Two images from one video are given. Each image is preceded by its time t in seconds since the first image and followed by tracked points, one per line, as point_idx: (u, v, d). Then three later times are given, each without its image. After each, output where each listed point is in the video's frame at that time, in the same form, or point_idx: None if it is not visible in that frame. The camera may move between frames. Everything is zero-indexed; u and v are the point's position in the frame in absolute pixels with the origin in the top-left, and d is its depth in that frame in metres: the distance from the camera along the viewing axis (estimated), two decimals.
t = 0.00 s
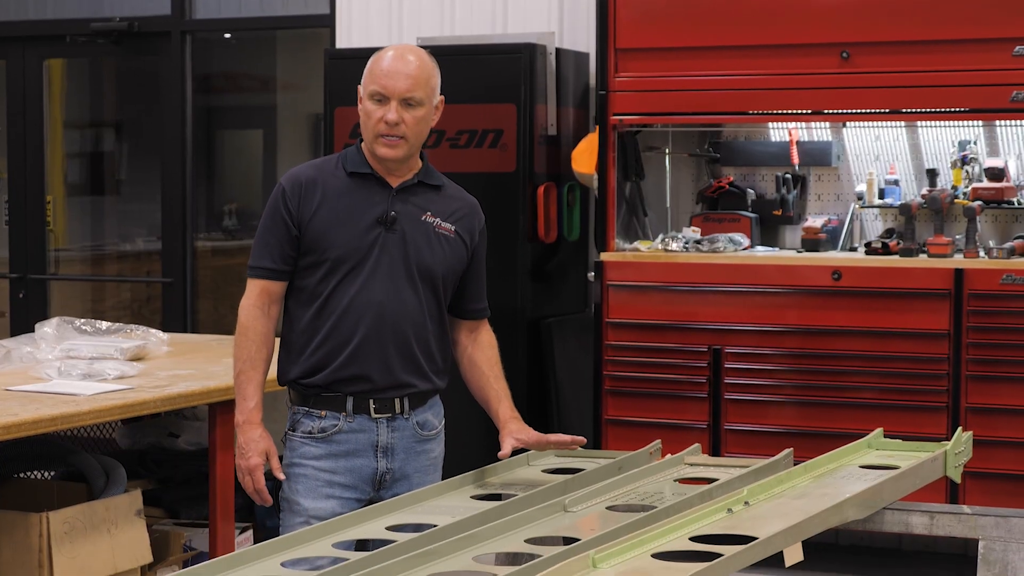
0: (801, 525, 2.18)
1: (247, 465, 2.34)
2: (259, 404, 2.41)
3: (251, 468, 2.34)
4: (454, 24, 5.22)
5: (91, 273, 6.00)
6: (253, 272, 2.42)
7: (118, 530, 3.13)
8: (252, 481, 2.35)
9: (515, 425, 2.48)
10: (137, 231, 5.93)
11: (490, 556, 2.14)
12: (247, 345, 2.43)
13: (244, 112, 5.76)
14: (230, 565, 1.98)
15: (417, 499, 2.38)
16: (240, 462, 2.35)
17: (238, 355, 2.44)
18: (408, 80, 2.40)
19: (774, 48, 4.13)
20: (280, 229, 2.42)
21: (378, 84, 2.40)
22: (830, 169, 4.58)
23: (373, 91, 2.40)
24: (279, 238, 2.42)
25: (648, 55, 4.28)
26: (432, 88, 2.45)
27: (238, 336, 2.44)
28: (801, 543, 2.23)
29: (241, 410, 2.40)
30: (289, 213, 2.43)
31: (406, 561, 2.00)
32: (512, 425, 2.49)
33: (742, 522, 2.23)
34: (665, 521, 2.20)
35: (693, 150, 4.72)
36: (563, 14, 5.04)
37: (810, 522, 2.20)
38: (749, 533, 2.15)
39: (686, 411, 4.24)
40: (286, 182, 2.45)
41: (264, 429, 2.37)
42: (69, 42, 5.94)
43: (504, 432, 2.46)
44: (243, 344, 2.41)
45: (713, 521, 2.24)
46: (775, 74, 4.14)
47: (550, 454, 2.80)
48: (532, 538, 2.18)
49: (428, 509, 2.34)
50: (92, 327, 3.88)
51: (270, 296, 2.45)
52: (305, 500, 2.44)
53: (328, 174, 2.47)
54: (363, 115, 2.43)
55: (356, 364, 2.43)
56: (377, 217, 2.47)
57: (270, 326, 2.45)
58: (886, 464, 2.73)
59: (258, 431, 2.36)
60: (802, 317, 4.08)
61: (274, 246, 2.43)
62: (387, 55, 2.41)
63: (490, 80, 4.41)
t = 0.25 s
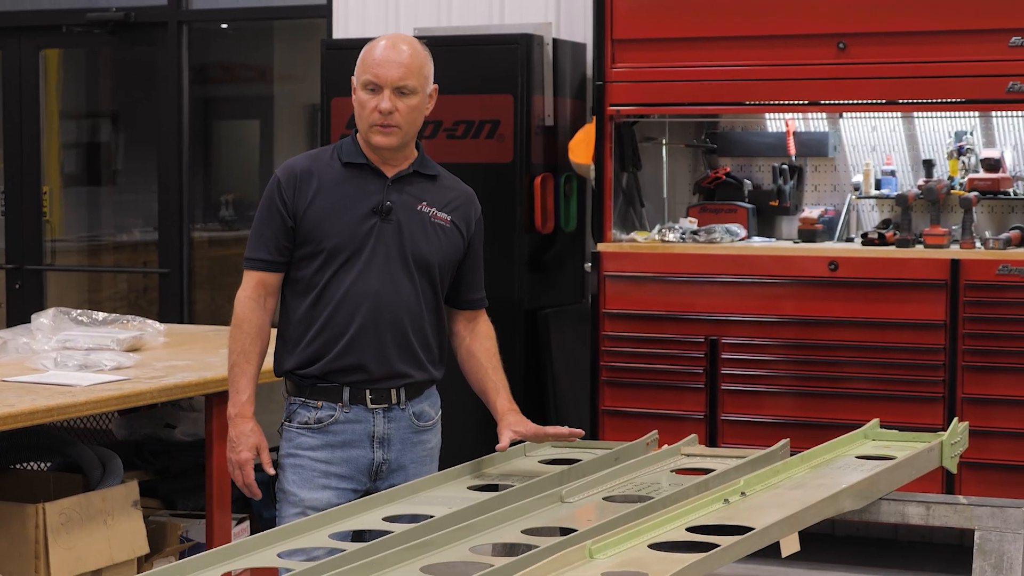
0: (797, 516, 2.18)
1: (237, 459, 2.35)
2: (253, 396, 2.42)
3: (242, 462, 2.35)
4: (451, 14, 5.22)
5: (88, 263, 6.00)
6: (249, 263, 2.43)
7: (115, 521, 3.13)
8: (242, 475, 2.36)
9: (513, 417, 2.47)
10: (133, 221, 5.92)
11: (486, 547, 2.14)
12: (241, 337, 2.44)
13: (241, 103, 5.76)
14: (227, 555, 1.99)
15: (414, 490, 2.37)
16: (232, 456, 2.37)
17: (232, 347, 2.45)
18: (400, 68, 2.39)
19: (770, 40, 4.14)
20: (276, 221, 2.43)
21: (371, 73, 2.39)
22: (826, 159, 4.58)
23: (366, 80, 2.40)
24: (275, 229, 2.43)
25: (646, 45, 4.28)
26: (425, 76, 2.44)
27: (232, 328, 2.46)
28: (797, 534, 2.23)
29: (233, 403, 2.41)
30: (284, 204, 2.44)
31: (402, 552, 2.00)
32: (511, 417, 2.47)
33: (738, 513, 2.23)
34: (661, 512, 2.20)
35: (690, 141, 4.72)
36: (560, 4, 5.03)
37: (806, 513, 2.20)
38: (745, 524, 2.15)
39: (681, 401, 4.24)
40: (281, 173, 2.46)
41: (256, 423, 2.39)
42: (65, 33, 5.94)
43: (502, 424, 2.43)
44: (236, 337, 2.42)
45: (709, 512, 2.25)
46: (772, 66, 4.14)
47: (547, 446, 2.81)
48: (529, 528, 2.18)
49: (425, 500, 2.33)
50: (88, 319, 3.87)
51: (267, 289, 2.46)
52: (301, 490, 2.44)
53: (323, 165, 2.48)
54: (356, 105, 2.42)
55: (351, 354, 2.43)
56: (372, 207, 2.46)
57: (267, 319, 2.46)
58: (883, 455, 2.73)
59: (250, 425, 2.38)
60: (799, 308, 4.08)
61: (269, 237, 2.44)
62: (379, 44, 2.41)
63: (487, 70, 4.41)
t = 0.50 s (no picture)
0: (792, 512, 2.18)
1: (229, 457, 2.38)
2: (246, 394, 2.43)
3: (233, 459, 2.39)
4: (444, 10, 5.22)
5: (81, 259, 5.99)
6: (244, 260, 2.43)
7: (108, 518, 3.12)
8: (233, 471, 2.40)
9: (509, 434, 2.49)
10: (127, 217, 5.91)
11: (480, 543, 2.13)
12: (235, 334, 2.45)
13: (234, 98, 5.75)
14: (221, 551, 1.98)
15: (407, 486, 2.37)
16: (223, 453, 2.40)
17: (226, 344, 2.46)
18: (397, 66, 2.38)
19: (764, 36, 4.14)
20: (270, 217, 2.43)
21: (367, 70, 2.38)
22: (820, 155, 4.60)
23: (361, 77, 2.39)
24: (269, 226, 2.43)
25: (639, 41, 4.28)
26: (421, 73, 2.43)
27: (226, 324, 2.46)
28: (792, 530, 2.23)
29: (225, 400, 2.42)
30: (278, 200, 2.43)
31: (396, 548, 1.99)
32: (507, 433, 2.50)
33: (732, 509, 2.22)
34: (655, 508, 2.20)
35: (683, 137, 4.72)
36: None
37: (800, 508, 2.20)
38: (739, 520, 2.14)
39: (674, 396, 4.25)
40: (276, 169, 2.45)
41: (248, 421, 2.40)
42: (58, 28, 5.93)
43: (497, 443, 2.48)
44: (230, 334, 2.43)
45: (703, 508, 2.24)
46: (766, 63, 4.14)
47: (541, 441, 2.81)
48: (523, 524, 2.18)
49: (418, 496, 2.33)
50: (82, 315, 3.87)
51: (261, 285, 2.46)
52: (296, 486, 2.44)
53: (318, 161, 2.47)
54: (351, 101, 2.42)
55: (346, 350, 2.43)
56: (366, 204, 2.46)
57: (261, 316, 2.46)
58: (876, 451, 2.73)
59: (242, 423, 2.40)
60: (793, 303, 4.09)
61: (264, 234, 2.43)
62: (376, 41, 2.40)
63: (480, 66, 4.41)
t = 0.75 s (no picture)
0: (786, 510, 2.17)
1: (231, 455, 2.37)
2: (245, 392, 2.42)
3: (235, 457, 2.37)
4: (439, 9, 5.23)
5: (75, 258, 5.98)
6: (239, 259, 2.43)
7: (102, 517, 3.12)
8: (235, 470, 2.38)
9: (505, 434, 2.51)
10: (121, 216, 5.91)
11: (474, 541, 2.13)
12: (232, 333, 2.44)
13: (229, 97, 5.75)
14: (215, 550, 1.98)
15: (402, 485, 2.36)
16: (225, 451, 2.38)
17: (223, 343, 2.44)
18: (392, 65, 2.38)
19: (759, 35, 4.15)
20: (265, 216, 2.43)
21: (361, 69, 2.38)
22: (815, 155, 4.59)
23: (356, 76, 2.39)
24: (264, 225, 2.43)
25: (634, 40, 4.28)
26: (415, 71, 2.43)
27: (222, 323, 2.45)
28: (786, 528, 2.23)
29: (225, 399, 2.42)
30: (273, 199, 2.43)
31: (391, 547, 1.99)
32: (502, 432, 2.52)
33: (727, 507, 2.22)
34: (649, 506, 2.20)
35: (678, 136, 4.71)
36: None
37: (795, 507, 2.20)
38: (734, 519, 2.14)
39: (670, 395, 4.25)
40: (270, 168, 2.45)
41: (248, 418, 2.39)
42: (52, 27, 5.92)
43: (492, 443, 2.49)
44: (227, 333, 2.42)
45: (697, 506, 2.24)
46: (761, 61, 4.15)
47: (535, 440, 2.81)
48: (517, 523, 2.17)
49: (413, 495, 2.32)
50: (76, 314, 3.86)
51: (257, 284, 2.45)
52: (290, 485, 2.43)
53: (312, 160, 2.47)
54: (346, 100, 2.41)
55: (341, 349, 2.43)
56: (361, 202, 2.46)
57: (257, 314, 2.44)
58: (871, 449, 2.74)
59: (243, 420, 2.38)
60: (788, 302, 4.09)
61: (258, 233, 2.43)
62: (370, 39, 2.39)
63: (474, 65, 4.41)
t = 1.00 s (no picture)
0: (780, 509, 2.17)
1: (225, 456, 2.36)
2: (239, 393, 2.42)
3: (228, 459, 2.37)
4: (432, 8, 5.23)
5: (68, 258, 5.98)
6: (232, 259, 2.43)
7: (95, 517, 3.11)
8: (229, 471, 2.38)
9: (497, 432, 2.50)
10: (115, 216, 5.90)
11: (467, 541, 2.13)
12: (225, 334, 2.44)
13: (222, 96, 5.74)
14: (209, 550, 1.97)
15: (396, 484, 2.36)
16: (218, 453, 2.38)
17: (216, 344, 2.45)
18: (384, 64, 2.38)
19: (752, 34, 4.15)
20: (257, 217, 2.43)
21: (354, 68, 2.38)
22: (808, 154, 4.60)
23: (349, 75, 2.39)
24: (256, 225, 2.43)
25: (627, 39, 4.29)
26: (408, 70, 2.43)
27: (216, 324, 2.45)
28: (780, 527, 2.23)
29: (218, 400, 2.41)
30: (265, 199, 2.43)
31: (384, 546, 1.98)
32: (495, 431, 2.51)
33: (721, 506, 2.22)
34: (643, 505, 2.20)
35: (672, 135, 4.73)
36: None
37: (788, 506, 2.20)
38: (727, 517, 2.14)
39: (665, 395, 4.25)
40: (263, 169, 2.45)
41: (242, 419, 2.39)
42: (45, 26, 5.91)
43: (485, 442, 2.49)
44: (220, 334, 2.42)
45: (691, 505, 2.24)
46: (754, 61, 4.15)
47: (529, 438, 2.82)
48: (511, 522, 2.17)
49: (406, 494, 2.32)
50: (69, 313, 3.86)
51: (250, 285, 2.45)
52: (284, 484, 2.43)
53: (304, 160, 2.47)
54: (338, 99, 2.41)
55: (334, 348, 2.43)
56: (354, 202, 2.46)
57: (250, 314, 2.46)
58: (864, 449, 2.74)
59: (236, 421, 2.38)
60: (781, 301, 4.09)
61: (251, 233, 2.43)
62: (363, 38, 2.39)
63: (468, 64, 4.42)
